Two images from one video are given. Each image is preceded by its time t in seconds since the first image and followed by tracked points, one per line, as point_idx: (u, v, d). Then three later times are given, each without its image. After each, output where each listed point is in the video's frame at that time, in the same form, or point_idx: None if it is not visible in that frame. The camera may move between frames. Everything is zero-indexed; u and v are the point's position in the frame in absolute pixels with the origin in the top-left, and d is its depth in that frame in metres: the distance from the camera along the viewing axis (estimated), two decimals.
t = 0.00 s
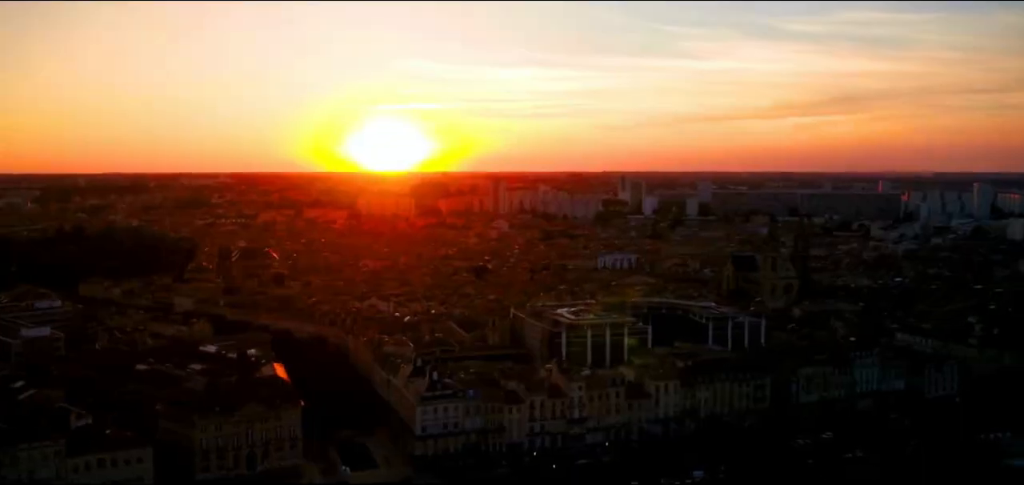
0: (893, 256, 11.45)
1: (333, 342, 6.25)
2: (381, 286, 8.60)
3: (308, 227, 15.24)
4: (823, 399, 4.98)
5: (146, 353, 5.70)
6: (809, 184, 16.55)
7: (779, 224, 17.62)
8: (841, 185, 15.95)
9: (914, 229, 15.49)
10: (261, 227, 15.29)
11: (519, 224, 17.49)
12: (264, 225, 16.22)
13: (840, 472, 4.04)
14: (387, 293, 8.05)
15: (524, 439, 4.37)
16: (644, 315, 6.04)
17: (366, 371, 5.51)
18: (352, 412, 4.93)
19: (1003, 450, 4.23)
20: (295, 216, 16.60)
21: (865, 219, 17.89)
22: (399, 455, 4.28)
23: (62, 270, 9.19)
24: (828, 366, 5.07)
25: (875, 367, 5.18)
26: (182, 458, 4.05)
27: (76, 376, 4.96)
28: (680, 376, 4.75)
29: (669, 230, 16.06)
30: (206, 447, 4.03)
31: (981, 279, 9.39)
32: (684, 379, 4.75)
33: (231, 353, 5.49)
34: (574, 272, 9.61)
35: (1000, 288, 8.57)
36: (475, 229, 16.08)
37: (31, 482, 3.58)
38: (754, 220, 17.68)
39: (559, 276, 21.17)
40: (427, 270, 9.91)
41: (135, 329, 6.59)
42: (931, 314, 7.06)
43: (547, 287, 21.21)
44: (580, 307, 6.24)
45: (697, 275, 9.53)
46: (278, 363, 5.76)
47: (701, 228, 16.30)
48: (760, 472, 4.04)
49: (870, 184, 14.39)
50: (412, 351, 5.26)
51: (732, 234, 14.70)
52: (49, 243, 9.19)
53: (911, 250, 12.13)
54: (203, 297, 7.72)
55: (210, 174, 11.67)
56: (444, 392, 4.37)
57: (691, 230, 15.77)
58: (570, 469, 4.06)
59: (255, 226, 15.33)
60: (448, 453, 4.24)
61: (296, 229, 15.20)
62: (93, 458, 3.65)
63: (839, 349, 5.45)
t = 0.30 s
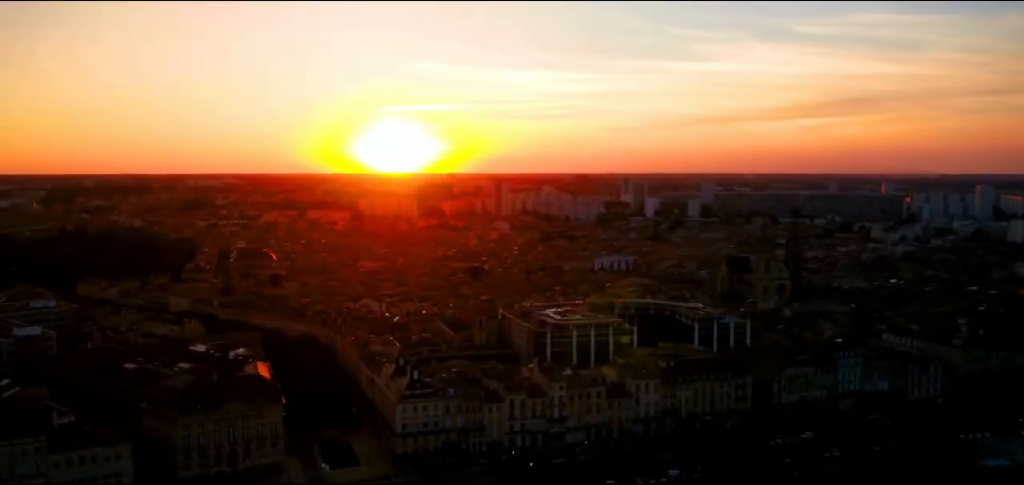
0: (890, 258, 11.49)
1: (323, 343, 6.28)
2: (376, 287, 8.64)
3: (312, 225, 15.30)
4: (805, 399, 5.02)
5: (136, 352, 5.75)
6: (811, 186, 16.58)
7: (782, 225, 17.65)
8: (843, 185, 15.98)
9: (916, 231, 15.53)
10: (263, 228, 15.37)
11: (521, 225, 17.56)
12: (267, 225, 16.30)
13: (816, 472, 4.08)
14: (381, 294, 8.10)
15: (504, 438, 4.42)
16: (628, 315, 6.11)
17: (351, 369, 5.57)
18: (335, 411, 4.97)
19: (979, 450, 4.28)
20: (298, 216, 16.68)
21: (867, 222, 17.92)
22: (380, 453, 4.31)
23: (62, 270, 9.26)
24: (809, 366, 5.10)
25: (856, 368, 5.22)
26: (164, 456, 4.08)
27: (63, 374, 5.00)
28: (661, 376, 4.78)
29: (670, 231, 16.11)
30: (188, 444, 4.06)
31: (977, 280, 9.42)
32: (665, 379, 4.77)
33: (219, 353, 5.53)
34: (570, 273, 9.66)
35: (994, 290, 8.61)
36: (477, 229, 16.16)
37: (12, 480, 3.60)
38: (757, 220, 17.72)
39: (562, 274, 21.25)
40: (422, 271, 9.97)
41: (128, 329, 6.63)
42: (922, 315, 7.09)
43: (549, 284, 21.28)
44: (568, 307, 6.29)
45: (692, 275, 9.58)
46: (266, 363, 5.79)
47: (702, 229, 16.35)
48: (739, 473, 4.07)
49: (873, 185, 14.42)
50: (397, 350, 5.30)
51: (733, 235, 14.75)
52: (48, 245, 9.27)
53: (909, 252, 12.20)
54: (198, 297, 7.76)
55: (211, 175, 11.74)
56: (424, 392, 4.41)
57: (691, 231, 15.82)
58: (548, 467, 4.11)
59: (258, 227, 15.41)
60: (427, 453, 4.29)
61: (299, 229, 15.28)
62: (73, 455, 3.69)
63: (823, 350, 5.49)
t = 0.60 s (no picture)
0: (887, 260, 11.54)
1: (311, 343, 6.33)
2: (370, 287, 8.69)
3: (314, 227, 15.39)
4: (785, 400, 5.06)
5: (125, 351, 5.81)
6: (812, 187, 16.63)
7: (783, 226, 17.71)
8: (843, 187, 16.03)
9: (916, 234, 15.57)
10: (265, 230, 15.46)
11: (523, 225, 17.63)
12: (269, 227, 16.38)
13: (793, 471, 4.10)
14: (375, 294, 8.16)
15: (483, 438, 4.46)
16: (615, 316, 6.15)
17: (337, 369, 5.61)
18: (319, 410, 5.01)
19: (954, 451, 4.29)
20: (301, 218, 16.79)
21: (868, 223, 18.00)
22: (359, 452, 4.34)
23: (60, 270, 9.34)
24: (792, 367, 5.11)
25: (838, 368, 5.21)
26: (146, 455, 4.14)
27: (50, 372, 5.05)
28: (641, 375, 4.80)
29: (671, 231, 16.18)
30: (168, 443, 4.12)
31: (972, 282, 9.43)
32: (645, 379, 4.79)
33: (207, 351, 5.58)
34: (566, 274, 9.70)
35: (986, 292, 8.63)
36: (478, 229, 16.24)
37: None
38: (758, 221, 17.77)
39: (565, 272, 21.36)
40: (418, 271, 10.03)
41: (121, 329, 6.69)
42: (912, 316, 7.11)
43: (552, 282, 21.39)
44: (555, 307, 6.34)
45: (687, 277, 9.61)
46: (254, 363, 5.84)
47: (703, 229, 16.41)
48: (715, 473, 4.08)
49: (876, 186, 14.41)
50: (382, 350, 5.34)
51: (732, 235, 14.81)
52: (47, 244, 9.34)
53: (907, 254, 12.25)
54: (192, 297, 7.81)
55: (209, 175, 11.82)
56: (403, 390, 4.44)
57: (692, 232, 15.86)
58: (524, 467, 4.14)
59: (259, 229, 15.51)
60: (405, 452, 4.33)
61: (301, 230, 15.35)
62: (51, 451, 3.73)
63: (807, 351, 5.50)
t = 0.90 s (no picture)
0: (885, 261, 11.53)
1: (301, 342, 6.37)
2: (365, 286, 8.72)
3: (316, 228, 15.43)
4: (768, 400, 5.07)
5: (116, 351, 5.85)
6: (815, 188, 16.61)
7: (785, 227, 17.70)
8: (845, 187, 16.00)
9: (919, 235, 15.54)
10: (267, 230, 15.52)
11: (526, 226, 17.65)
12: (271, 227, 16.45)
13: (770, 471, 4.12)
14: (369, 294, 8.19)
15: (464, 437, 4.49)
16: (604, 316, 6.17)
17: (325, 369, 5.64)
18: (304, 410, 5.04)
19: (932, 451, 4.30)
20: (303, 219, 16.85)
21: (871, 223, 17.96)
22: (341, 451, 4.37)
23: (58, 268, 9.39)
24: (776, 367, 5.12)
25: (822, 369, 5.23)
26: (128, 452, 4.18)
27: (39, 371, 5.09)
28: (624, 375, 4.82)
29: (672, 232, 16.19)
30: (150, 440, 4.17)
31: (967, 283, 9.41)
32: (628, 378, 4.81)
33: (196, 350, 5.62)
34: (562, 274, 9.72)
35: (981, 293, 8.63)
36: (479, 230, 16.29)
37: None
38: (761, 223, 17.76)
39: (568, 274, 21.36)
40: (415, 272, 10.05)
41: (113, 328, 6.74)
42: (903, 318, 7.11)
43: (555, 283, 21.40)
44: (544, 308, 6.37)
45: (682, 278, 9.62)
46: (243, 363, 5.87)
47: (704, 230, 16.42)
48: (692, 472, 4.10)
49: (877, 186, 14.39)
50: (369, 350, 5.37)
51: (732, 236, 14.81)
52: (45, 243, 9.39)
53: (907, 254, 12.24)
54: (186, 297, 7.87)
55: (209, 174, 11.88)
56: (385, 389, 4.47)
57: (693, 234, 15.89)
58: (503, 466, 4.16)
59: (261, 230, 15.58)
60: (386, 451, 4.36)
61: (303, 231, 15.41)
62: (30, 449, 3.77)
63: (792, 351, 5.51)
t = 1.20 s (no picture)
0: (885, 262, 11.51)
1: (291, 342, 6.40)
2: (360, 286, 8.74)
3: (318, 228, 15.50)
4: (752, 400, 5.08)
5: (104, 349, 5.90)
6: (817, 188, 16.60)
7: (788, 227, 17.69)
8: (848, 188, 15.99)
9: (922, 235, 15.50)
10: (270, 231, 15.59)
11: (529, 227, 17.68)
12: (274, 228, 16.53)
13: (746, 470, 4.13)
14: (362, 294, 8.23)
15: (445, 436, 4.52)
16: (592, 316, 6.19)
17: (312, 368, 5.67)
18: (289, 408, 5.07)
19: (909, 452, 4.31)
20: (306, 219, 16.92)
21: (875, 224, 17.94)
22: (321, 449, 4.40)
23: (56, 267, 9.46)
24: (758, 367, 5.11)
25: (806, 369, 5.23)
26: (108, 449, 4.22)
27: (25, 369, 5.14)
28: (606, 375, 4.82)
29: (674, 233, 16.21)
30: (131, 438, 4.20)
31: (963, 285, 9.39)
32: (610, 378, 4.81)
33: (184, 349, 5.65)
34: (558, 275, 9.74)
35: (976, 294, 8.62)
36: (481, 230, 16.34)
37: None
38: (764, 224, 17.74)
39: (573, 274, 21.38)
40: (411, 272, 10.08)
41: (105, 327, 6.79)
42: (894, 319, 7.10)
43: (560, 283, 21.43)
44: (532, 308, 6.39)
45: (678, 278, 9.62)
46: (231, 362, 5.91)
47: (706, 231, 16.42)
48: (668, 471, 4.11)
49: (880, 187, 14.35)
50: (354, 349, 5.39)
51: (734, 235, 14.82)
52: (44, 243, 9.45)
53: (907, 255, 12.22)
54: (180, 296, 7.92)
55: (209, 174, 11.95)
56: (365, 388, 4.50)
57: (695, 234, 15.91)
58: (480, 465, 4.18)
59: (264, 229, 15.65)
60: (366, 449, 4.39)
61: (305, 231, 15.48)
62: (11, 445, 3.81)
63: (777, 351, 5.52)
